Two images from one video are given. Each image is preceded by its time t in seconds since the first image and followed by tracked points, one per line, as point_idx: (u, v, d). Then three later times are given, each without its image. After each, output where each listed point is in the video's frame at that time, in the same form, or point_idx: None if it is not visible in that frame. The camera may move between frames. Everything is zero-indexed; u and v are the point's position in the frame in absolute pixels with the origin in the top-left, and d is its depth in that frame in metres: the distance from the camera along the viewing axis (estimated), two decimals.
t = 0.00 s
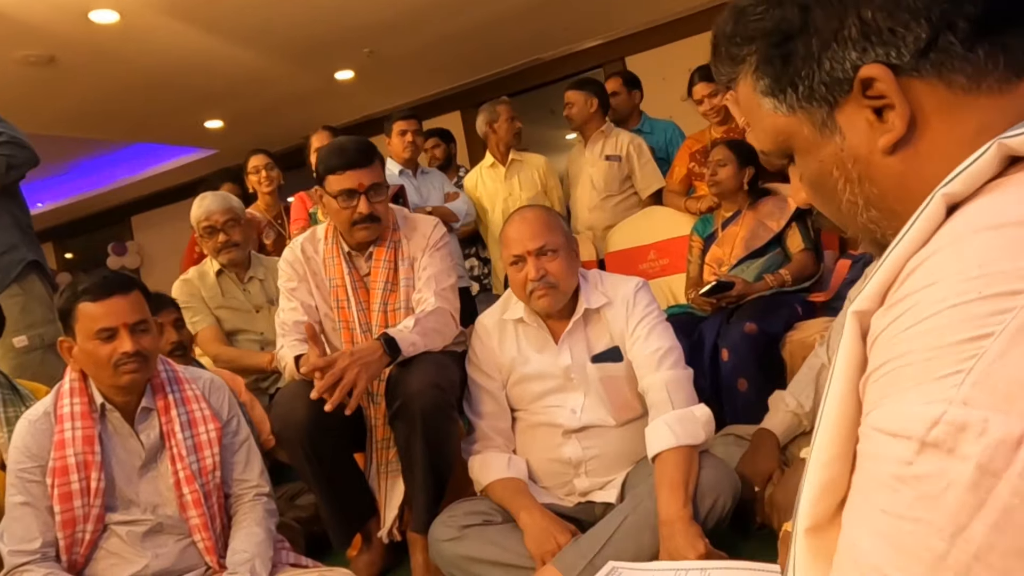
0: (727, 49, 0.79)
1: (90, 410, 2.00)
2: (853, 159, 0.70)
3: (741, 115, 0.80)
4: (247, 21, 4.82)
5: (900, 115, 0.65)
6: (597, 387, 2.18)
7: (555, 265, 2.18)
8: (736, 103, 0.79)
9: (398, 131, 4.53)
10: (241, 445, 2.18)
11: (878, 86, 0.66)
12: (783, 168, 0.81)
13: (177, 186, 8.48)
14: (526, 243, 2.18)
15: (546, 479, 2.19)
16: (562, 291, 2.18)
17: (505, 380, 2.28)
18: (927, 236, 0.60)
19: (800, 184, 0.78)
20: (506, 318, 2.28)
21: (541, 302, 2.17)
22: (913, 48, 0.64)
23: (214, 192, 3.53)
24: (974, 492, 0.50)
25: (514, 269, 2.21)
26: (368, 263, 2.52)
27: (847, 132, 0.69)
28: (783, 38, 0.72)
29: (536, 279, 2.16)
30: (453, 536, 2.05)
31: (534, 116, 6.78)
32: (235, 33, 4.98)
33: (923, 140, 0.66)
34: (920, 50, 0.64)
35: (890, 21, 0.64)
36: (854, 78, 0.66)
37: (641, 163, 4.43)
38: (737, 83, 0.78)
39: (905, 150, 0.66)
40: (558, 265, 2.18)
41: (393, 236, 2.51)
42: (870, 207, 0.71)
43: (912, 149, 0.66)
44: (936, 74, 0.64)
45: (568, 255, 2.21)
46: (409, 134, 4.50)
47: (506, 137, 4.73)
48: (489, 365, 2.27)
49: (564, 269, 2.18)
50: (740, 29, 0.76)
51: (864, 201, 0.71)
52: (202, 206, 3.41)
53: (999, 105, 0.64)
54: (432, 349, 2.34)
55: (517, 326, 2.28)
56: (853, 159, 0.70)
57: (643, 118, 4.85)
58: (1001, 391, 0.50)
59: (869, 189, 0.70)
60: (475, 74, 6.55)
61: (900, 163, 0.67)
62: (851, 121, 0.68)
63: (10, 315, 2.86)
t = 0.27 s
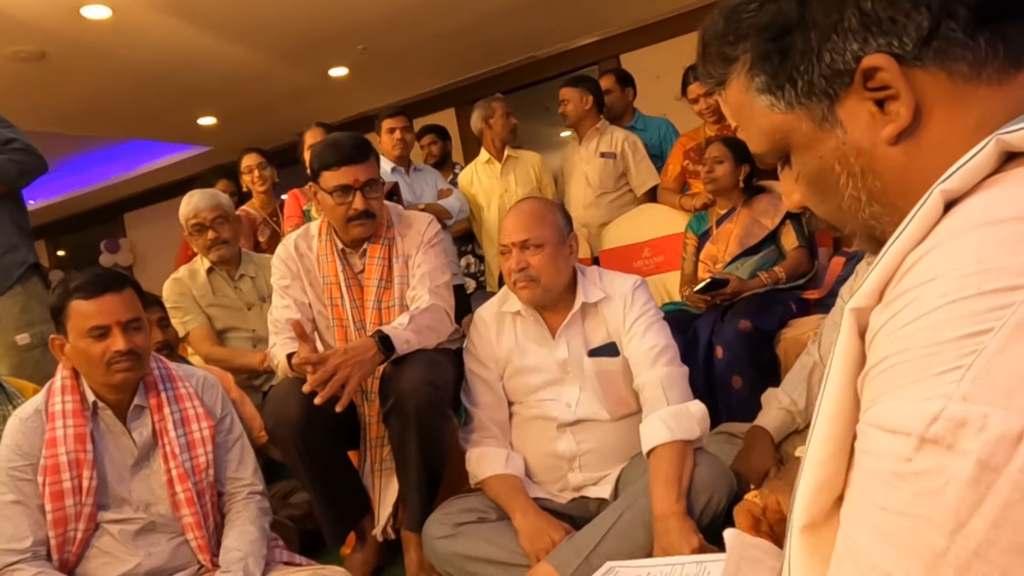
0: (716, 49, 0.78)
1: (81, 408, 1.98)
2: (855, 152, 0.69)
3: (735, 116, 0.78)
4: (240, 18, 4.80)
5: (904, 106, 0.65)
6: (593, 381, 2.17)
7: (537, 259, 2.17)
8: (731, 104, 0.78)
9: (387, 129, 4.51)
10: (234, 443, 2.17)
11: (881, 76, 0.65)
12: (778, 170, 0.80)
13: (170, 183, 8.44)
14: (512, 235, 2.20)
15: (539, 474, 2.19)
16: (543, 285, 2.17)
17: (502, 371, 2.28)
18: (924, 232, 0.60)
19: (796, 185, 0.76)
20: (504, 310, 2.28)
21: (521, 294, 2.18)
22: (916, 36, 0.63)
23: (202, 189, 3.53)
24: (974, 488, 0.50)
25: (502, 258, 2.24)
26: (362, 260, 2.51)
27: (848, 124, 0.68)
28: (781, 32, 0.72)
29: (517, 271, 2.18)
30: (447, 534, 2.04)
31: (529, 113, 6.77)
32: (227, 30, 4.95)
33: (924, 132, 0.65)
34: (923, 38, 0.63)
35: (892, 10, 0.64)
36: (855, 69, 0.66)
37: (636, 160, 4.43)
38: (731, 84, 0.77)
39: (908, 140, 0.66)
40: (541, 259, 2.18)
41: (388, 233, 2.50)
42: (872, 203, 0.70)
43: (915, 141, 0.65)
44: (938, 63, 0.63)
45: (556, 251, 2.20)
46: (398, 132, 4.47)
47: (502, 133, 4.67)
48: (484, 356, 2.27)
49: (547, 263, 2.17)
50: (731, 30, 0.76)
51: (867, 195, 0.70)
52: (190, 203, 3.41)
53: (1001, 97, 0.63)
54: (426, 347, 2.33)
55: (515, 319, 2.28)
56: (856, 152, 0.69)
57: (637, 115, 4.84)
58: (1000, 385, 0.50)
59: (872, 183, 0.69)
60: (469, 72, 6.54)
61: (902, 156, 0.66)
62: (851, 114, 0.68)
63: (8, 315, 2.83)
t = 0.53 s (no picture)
0: (710, 53, 0.78)
1: (78, 405, 1.98)
2: (857, 152, 0.68)
3: (732, 121, 0.77)
4: (237, 15, 4.79)
5: (906, 102, 0.65)
6: (592, 372, 2.17)
7: (531, 247, 2.19)
8: (726, 106, 0.77)
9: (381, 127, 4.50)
10: (231, 441, 2.16)
11: (882, 74, 0.65)
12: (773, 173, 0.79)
13: (167, 180, 8.43)
14: (510, 222, 2.24)
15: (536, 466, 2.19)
16: (535, 273, 2.19)
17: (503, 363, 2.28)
18: (920, 231, 0.60)
19: (793, 189, 0.75)
20: (508, 302, 2.29)
21: (515, 281, 2.22)
22: (916, 32, 0.63)
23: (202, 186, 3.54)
24: (966, 484, 0.50)
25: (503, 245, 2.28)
26: (360, 258, 2.51)
27: (849, 123, 0.68)
28: (778, 32, 0.72)
29: (510, 258, 2.21)
30: (444, 530, 2.04)
31: (527, 110, 6.76)
32: (225, 27, 4.94)
33: (925, 130, 0.65)
34: (922, 34, 0.63)
35: (891, 7, 0.64)
36: (856, 67, 0.66)
37: (634, 158, 4.43)
38: (728, 87, 0.77)
39: (910, 137, 0.66)
40: (536, 247, 2.20)
41: (386, 231, 2.50)
42: (874, 202, 0.70)
43: (916, 138, 0.65)
44: (939, 60, 0.63)
45: (551, 241, 2.20)
46: (393, 130, 4.47)
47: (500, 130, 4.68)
48: (485, 346, 2.28)
49: (542, 251, 2.19)
50: (725, 31, 0.76)
51: (868, 194, 0.70)
52: (189, 200, 3.42)
53: (999, 94, 0.64)
54: (423, 344, 2.33)
55: (518, 309, 2.28)
56: (857, 151, 0.68)
57: (636, 113, 4.84)
58: (993, 382, 0.50)
59: (872, 181, 0.69)
60: (467, 69, 6.53)
61: (903, 153, 0.66)
62: (852, 112, 0.67)
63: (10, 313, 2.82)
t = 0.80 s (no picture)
0: (719, 45, 0.77)
1: (78, 400, 1.98)
2: (873, 142, 0.67)
3: (740, 116, 0.76)
4: (237, 10, 4.77)
5: (924, 91, 0.64)
6: (596, 363, 2.18)
7: (529, 235, 2.20)
8: (733, 99, 0.76)
9: (380, 122, 4.50)
10: (232, 437, 2.16)
11: (900, 63, 0.64)
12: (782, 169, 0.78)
13: (166, 175, 8.42)
14: (513, 211, 2.26)
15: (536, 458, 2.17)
16: (532, 261, 2.20)
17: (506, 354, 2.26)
18: (934, 226, 0.59)
19: (804, 184, 0.74)
20: (514, 294, 2.28)
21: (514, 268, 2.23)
22: (934, 20, 0.63)
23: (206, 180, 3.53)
24: (982, 481, 0.50)
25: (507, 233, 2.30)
26: (360, 253, 2.50)
27: (865, 113, 0.67)
28: (791, 22, 0.71)
29: (510, 245, 2.23)
30: (444, 525, 2.04)
31: (527, 106, 6.75)
32: (225, 22, 4.93)
33: (944, 120, 0.64)
34: (940, 22, 0.63)
35: None
36: (873, 56, 0.65)
37: (635, 154, 4.43)
38: (735, 81, 0.75)
39: (928, 127, 0.65)
40: (534, 237, 2.20)
41: (386, 227, 2.49)
42: (889, 195, 0.69)
43: (935, 129, 0.65)
44: (956, 49, 0.63)
45: (547, 232, 2.20)
46: (391, 126, 4.46)
47: (501, 125, 4.67)
48: (488, 337, 2.26)
49: (540, 240, 2.19)
50: (734, 22, 0.75)
51: (885, 186, 0.68)
52: (194, 193, 3.40)
53: (1015, 83, 0.63)
54: (423, 340, 2.33)
55: (524, 300, 2.28)
56: (874, 143, 0.67)
57: (637, 109, 4.84)
58: (1009, 379, 0.50)
59: (890, 173, 0.67)
60: (467, 65, 6.52)
61: (921, 143, 0.65)
62: (868, 103, 0.66)
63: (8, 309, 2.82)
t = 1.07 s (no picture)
0: (732, 33, 0.76)
1: (79, 392, 1.98)
2: (888, 133, 0.66)
3: (751, 105, 0.75)
4: (238, 2, 4.76)
5: (940, 82, 0.63)
6: (598, 356, 2.17)
7: (535, 225, 2.21)
8: (743, 89, 0.75)
9: (380, 117, 4.47)
10: (233, 429, 2.16)
11: (918, 52, 0.63)
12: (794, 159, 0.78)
13: (167, 167, 8.41)
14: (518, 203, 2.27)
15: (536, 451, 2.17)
16: (537, 250, 2.20)
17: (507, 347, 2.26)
18: (947, 222, 0.59)
19: (815, 174, 0.73)
20: (518, 285, 2.28)
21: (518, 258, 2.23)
22: (953, 9, 0.62)
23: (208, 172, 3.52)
24: (995, 478, 0.50)
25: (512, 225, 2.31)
26: (362, 247, 2.50)
27: (881, 103, 0.66)
28: (808, 9, 0.70)
29: (515, 236, 2.24)
30: (445, 517, 2.04)
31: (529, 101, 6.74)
32: (227, 15, 4.91)
33: (960, 113, 0.63)
34: (959, 11, 0.62)
35: None
36: (890, 45, 0.64)
37: (638, 149, 4.42)
38: (747, 68, 0.75)
39: (944, 118, 0.64)
40: (539, 227, 2.21)
41: (388, 220, 2.48)
42: (904, 185, 0.68)
43: (951, 120, 0.64)
44: (975, 38, 0.61)
45: (553, 222, 2.21)
46: (392, 120, 4.44)
47: (502, 119, 4.66)
48: (491, 332, 2.26)
49: (544, 231, 2.20)
50: (749, 9, 0.75)
51: (898, 178, 0.68)
52: (195, 186, 3.39)
53: None
54: (425, 334, 2.32)
55: (528, 291, 2.28)
56: (889, 133, 0.66)
57: (639, 104, 4.83)
58: None
59: (904, 164, 0.67)
60: (469, 59, 6.50)
61: (937, 134, 0.65)
62: (884, 92, 0.66)
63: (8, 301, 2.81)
